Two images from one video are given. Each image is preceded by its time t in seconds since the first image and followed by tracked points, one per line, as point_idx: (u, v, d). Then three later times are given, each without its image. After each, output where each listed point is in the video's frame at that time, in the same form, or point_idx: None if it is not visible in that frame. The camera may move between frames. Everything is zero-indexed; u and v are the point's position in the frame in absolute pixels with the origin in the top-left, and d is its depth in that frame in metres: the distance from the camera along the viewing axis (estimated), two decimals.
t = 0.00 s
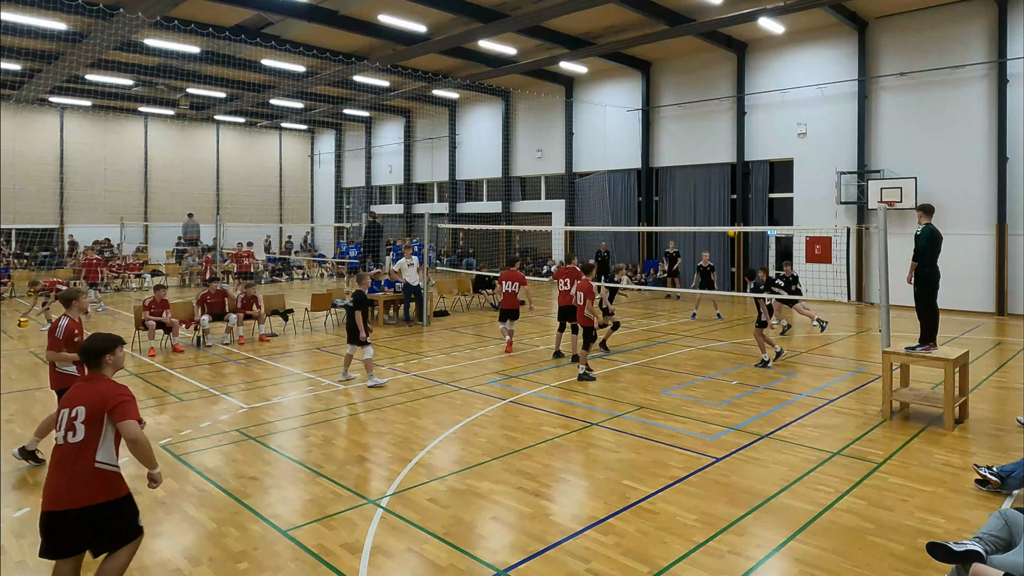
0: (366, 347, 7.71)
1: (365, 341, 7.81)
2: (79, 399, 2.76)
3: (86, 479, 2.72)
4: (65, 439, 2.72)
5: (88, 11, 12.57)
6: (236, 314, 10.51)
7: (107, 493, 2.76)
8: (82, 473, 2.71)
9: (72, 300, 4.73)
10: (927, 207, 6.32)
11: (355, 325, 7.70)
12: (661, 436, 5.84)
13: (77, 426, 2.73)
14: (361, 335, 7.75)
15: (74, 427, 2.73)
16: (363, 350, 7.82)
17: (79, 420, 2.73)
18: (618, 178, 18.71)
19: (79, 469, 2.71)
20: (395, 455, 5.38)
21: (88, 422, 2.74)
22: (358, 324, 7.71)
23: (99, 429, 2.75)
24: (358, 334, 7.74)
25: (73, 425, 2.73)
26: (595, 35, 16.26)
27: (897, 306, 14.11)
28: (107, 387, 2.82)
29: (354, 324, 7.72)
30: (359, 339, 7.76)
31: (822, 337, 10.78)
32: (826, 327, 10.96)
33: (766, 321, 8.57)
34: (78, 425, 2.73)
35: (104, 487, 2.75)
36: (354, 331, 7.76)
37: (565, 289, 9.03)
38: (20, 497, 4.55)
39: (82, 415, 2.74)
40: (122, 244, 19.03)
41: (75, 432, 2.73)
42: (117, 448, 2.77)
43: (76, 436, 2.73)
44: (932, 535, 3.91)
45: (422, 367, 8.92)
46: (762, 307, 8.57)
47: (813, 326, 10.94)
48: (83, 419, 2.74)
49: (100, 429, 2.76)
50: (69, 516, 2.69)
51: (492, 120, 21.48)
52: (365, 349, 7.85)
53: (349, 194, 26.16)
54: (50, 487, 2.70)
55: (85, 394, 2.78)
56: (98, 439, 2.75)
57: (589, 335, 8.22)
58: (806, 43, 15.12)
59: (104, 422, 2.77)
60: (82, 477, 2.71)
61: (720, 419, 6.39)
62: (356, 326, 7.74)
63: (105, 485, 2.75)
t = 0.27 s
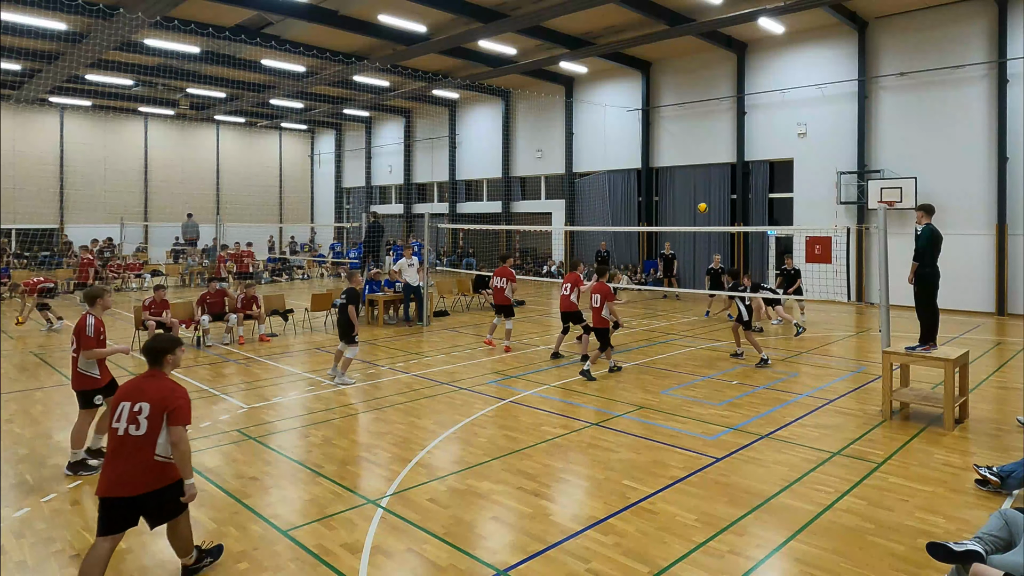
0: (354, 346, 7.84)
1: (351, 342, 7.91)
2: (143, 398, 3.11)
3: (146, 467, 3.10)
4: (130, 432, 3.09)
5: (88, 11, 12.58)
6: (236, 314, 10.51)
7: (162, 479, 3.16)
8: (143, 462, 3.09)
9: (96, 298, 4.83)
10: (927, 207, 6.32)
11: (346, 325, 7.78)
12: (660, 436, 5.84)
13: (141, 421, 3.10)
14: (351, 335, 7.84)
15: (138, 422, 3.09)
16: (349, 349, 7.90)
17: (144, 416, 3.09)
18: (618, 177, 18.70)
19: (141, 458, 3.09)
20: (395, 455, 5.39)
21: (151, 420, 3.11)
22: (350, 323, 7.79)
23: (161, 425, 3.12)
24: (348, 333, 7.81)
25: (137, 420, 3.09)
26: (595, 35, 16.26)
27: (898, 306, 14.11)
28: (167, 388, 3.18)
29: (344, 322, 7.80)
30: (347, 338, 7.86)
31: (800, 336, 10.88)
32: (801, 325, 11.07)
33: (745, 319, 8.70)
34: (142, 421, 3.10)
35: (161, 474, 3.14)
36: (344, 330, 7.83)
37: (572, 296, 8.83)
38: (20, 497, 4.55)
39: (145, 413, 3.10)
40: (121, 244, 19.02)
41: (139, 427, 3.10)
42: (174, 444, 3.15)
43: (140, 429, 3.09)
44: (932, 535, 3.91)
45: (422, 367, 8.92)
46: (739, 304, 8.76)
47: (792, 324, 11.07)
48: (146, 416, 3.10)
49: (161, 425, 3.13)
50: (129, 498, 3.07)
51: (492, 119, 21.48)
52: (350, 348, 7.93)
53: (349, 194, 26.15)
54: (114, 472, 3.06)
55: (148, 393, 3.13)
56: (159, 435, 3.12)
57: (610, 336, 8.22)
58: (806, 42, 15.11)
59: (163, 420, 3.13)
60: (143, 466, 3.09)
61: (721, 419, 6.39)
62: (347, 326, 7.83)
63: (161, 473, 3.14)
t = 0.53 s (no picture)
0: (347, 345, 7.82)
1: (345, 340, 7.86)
2: (196, 374, 3.41)
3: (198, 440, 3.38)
4: (185, 406, 3.39)
5: (88, 11, 12.59)
6: (236, 314, 10.51)
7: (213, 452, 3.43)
8: (195, 435, 3.37)
9: (125, 299, 4.82)
10: (928, 207, 6.32)
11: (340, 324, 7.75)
12: (660, 436, 5.84)
13: (194, 396, 3.39)
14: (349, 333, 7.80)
15: (191, 397, 3.39)
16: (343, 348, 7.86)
17: (196, 391, 3.38)
18: (618, 177, 18.70)
19: (194, 430, 3.37)
20: (395, 455, 5.39)
21: (203, 395, 3.39)
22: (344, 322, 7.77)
23: (212, 401, 3.40)
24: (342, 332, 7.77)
25: (191, 394, 3.39)
26: (595, 35, 16.26)
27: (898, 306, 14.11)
28: (218, 367, 3.46)
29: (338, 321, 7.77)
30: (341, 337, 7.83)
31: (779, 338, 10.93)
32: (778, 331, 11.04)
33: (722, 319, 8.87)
34: (194, 396, 3.39)
35: (212, 448, 3.40)
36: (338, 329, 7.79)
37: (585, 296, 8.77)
38: (20, 497, 4.55)
39: (198, 388, 3.39)
40: (121, 244, 19.02)
41: (192, 401, 3.39)
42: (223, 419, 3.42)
43: (193, 404, 3.38)
44: (932, 535, 3.91)
45: (422, 367, 8.92)
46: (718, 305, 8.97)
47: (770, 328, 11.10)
48: (199, 391, 3.39)
49: (213, 401, 3.40)
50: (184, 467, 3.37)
51: (492, 120, 21.48)
52: (342, 348, 7.93)
53: (349, 194, 26.15)
54: (172, 442, 3.38)
55: (201, 370, 3.42)
56: (210, 409, 3.40)
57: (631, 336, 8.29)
58: (806, 43, 15.11)
59: (215, 397, 3.41)
60: (195, 438, 3.37)
61: (721, 419, 6.39)
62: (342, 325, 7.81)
63: (213, 446, 3.41)
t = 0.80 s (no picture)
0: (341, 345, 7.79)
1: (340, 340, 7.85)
2: (233, 368, 3.68)
3: (237, 427, 3.64)
4: (224, 397, 3.65)
5: (88, 11, 12.59)
6: (236, 315, 10.51)
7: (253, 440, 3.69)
8: (234, 424, 3.63)
9: (157, 295, 4.94)
10: (928, 207, 6.32)
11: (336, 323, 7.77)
12: (661, 437, 5.83)
13: (232, 388, 3.66)
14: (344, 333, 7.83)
15: (229, 389, 3.66)
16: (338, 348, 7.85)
17: (233, 383, 3.65)
18: (618, 178, 18.70)
19: (233, 420, 3.63)
20: (395, 455, 5.39)
21: (239, 386, 3.66)
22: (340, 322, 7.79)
23: (248, 392, 3.66)
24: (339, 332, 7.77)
25: (229, 386, 3.66)
26: (595, 35, 16.25)
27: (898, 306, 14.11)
28: (253, 359, 3.72)
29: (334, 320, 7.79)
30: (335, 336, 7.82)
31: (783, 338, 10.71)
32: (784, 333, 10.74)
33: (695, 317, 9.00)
34: (232, 387, 3.65)
35: (251, 435, 3.66)
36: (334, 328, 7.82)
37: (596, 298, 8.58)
38: (21, 496, 4.55)
39: (235, 380, 3.66)
40: (121, 245, 19.02)
41: (230, 392, 3.65)
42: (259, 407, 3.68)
43: (231, 395, 3.64)
44: (932, 535, 3.91)
45: (423, 367, 8.91)
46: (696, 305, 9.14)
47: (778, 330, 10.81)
48: (236, 383, 3.66)
49: (248, 392, 3.66)
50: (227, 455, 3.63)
51: (492, 120, 21.49)
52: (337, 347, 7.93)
53: (349, 194, 26.16)
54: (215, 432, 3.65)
55: (238, 364, 3.69)
56: (247, 399, 3.66)
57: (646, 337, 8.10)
58: (806, 43, 15.11)
59: (250, 387, 3.68)
60: (235, 427, 3.63)
61: (721, 419, 6.39)
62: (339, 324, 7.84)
63: (252, 434, 3.67)
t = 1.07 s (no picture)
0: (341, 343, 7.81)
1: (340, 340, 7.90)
2: (267, 352, 3.94)
3: (276, 405, 3.96)
4: (262, 378, 3.95)
5: (88, 11, 12.62)
6: (236, 314, 10.51)
7: (292, 415, 4.00)
8: (274, 402, 3.95)
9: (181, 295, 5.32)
10: (928, 207, 6.32)
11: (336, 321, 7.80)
12: (661, 437, 5.83)
13: (268, 370, 3.94)
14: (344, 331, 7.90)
15: (265, 371, 3.94)
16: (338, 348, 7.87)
17: (268, 367, 3.92)
18: (618, 178, 18.70)
19: (273, 399, 3.95)
20: (396, 455, 5.38)
21: (274, 368, 3.93)
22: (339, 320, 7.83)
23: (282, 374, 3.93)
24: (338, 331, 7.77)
25: (265, 368, 3.94)
26: (595, 35, 16.25)
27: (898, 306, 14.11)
28: (285, 343, 3.98)
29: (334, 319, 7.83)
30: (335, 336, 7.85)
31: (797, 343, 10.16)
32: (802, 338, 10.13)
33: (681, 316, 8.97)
34: (267, 370, 3.93)
35: (289, 411, 3.98)
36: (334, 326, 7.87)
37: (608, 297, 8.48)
38: (21, 496, 4.55)
39: (270, 364, 3.92)
40: (122, 245, 19.02)
41: (267, 374, 3.94)
42: (293, 387, 3.96)
43: (268, 376, 3.93)
44: (931, 535, 3.91)
45: (422, 367, 8.91)
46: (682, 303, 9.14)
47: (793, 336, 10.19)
48: (271, 366, 3.93)
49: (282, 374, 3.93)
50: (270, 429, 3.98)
51: (492, 120, 21.48)
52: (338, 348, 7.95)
53: (349, 194, 26.16)
54: (257, 409, 3.98)
55: (272, 348, 3.95)
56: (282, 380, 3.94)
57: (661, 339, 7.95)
58: (807, 42, 15.10)
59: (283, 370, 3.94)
60: (274, 405, 3.95)
61: (721, 419, 6.39)
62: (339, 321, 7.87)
63: (290, 411, 3.98)
